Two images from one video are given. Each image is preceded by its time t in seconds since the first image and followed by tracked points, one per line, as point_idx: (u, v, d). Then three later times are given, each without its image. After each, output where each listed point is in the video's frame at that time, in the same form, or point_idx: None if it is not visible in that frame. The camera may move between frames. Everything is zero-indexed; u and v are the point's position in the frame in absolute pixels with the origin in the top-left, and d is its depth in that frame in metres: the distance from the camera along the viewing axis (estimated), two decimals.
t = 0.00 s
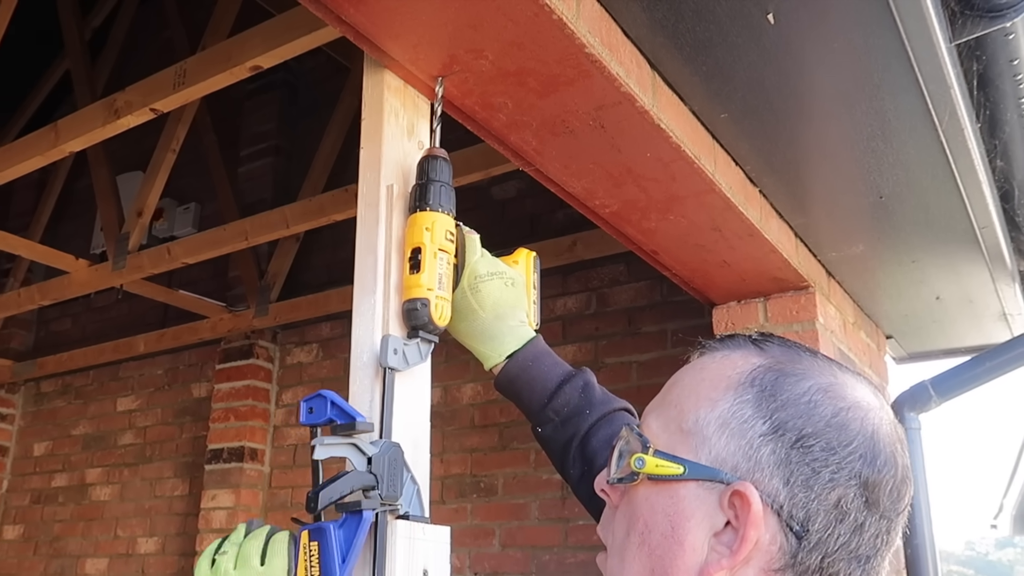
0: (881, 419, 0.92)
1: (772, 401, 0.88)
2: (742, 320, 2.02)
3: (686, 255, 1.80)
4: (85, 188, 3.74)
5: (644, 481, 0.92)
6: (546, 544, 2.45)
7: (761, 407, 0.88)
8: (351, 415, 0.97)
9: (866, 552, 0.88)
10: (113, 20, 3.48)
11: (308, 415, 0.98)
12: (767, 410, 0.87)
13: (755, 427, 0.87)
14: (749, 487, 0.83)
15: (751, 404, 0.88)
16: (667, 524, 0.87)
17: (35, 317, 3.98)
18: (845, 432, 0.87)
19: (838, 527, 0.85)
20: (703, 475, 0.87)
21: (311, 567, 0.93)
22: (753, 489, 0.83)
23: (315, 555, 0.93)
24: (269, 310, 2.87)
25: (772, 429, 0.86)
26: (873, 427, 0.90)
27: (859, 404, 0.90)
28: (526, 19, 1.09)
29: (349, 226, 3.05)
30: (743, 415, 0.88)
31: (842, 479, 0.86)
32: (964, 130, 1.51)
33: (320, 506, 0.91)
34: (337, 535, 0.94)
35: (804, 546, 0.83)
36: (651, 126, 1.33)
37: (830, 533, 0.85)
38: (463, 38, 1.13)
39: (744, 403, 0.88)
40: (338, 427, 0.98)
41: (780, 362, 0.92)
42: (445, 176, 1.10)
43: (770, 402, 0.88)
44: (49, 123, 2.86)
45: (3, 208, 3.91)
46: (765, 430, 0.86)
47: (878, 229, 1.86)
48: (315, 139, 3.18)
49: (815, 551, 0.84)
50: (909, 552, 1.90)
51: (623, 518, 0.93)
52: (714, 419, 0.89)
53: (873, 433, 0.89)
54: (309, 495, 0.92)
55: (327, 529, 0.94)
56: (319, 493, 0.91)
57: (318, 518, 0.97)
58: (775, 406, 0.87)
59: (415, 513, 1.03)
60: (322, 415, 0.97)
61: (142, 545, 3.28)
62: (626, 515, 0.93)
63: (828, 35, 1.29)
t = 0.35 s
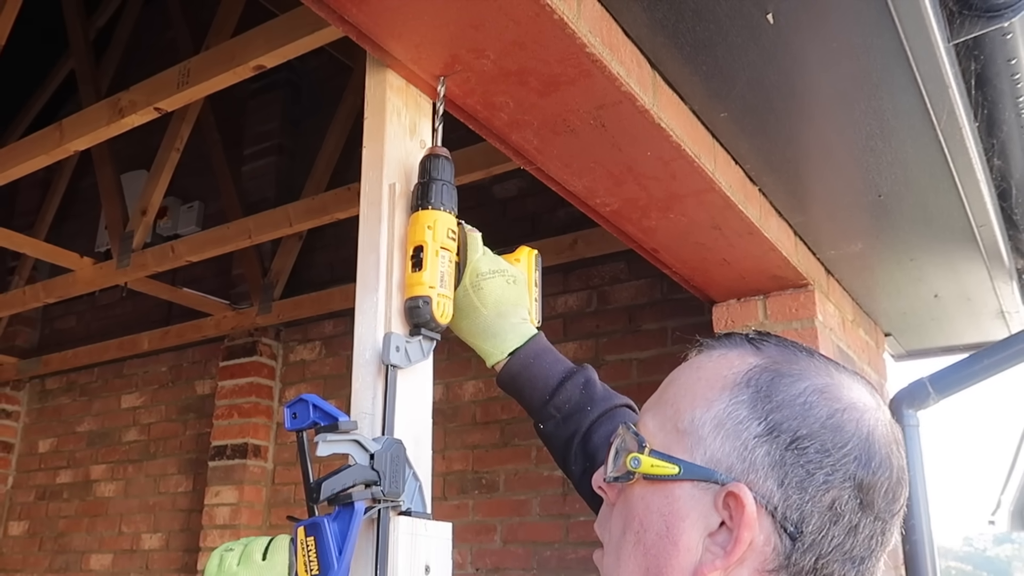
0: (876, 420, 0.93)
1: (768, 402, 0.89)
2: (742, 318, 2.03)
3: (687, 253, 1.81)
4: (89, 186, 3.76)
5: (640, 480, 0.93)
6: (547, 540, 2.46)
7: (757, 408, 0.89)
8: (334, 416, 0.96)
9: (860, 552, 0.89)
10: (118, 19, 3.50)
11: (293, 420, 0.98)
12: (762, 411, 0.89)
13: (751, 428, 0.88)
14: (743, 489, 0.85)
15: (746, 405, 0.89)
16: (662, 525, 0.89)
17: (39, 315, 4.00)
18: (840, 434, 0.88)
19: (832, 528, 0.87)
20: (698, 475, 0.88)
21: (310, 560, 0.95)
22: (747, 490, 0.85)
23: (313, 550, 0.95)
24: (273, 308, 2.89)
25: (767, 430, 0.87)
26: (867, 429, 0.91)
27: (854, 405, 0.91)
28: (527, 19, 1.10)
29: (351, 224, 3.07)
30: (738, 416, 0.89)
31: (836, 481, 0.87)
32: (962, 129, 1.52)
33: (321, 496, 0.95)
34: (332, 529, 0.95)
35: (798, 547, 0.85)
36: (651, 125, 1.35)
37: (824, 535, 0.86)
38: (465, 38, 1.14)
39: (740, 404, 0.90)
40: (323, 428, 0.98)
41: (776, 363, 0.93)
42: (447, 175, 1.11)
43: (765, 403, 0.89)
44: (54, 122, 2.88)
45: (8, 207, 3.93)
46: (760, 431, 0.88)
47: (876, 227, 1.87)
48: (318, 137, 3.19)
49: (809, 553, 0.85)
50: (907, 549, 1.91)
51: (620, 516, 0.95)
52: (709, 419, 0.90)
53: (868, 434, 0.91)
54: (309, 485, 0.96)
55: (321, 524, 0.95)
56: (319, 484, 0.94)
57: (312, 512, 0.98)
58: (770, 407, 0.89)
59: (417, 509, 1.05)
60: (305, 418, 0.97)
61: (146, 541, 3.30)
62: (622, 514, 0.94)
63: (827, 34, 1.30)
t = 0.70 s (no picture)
0: (874, 419, 0.95)
1: (766, 401, 0.90)
2: (741, 315, 2.05)
3: (687, 251, 1.83)
4: (94, 185, 3.78)
5: (639, 478, 0.95)
6: (548, 537, 2.48)
7: (755, 407, 0.90)
8: (337, 413, 0.97)
9: (857, 550, 0.91)
10: (122, 19, 3.51)
11: (296, 417, 0.99)
12: (761, 410, 0.90)
13: (749, 427, 0.89)
14: (741, 487, 0.86)
15: (744, 404, 0.91)
16: (661, 523, 0.90)
17: (44, 313, 4.01)
18: (838, 433, 0.90)
19: (830, 527, 0.88)
20: (696, 473, 0.89)
21: (315, 555, 0.96)
22: (745, 489, 0.86)
23: (317, 546, 0.96)
24: (276, 306, 2.90)
25: (766, 429, 0.89)
26: (865, 428, 0.92)
27: (852, 405, 0.93)
28: (528, 19, 1.11)
29: (354, 222, 3.08)
30: (737, 415, 0.90)
31: (834, 479, 0.88)
32: (960, 128, 1.53)
33: (324, 493, 0.95)
34: (336, 525, 0.96)
35: (796, 545, 0.86)
36: (651, 124, 1.36)
37: (822, 533, 0.87)
38: (466, 37, 1.15)
39: (738, 403, 0.91)
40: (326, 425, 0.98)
41: (774, 362, 0.94)
42: (449, 174, 1.13)
43: (764, 402, 0.90)
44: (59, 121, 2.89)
45: (13, 205, 3.95)
46: (758, 430, 0.89)
47: (875, 226, 1.88)
48: (321, 136, 3.21)
49: (807, 551, 0.86)
50: (905, 545, 1.93)
51: (619, 514, 0.96)
52: (708, 418, 0.92)
53: (865, 433, 0.92)
54: (311, 482, 0.97)
55: (326, 520, 0.96)
56: (322, 481, 0.95)
57: (317, 508, 0.99)
58: (769, 406, 0.90)
59: (420, 506, 1.06)
60: (308, 416, 0.98)
61: (150, 537, 3.32)
62: (621, 511, 0.96)
63: (827, 34, 1.32)
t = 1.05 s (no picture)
0: (874, 418, 0.96)
1: (767, 398, 0.92)
2: (741, 313, 2.06)
3: (687, 249, 1.84)
4: (98, 184, 3.80)
5: (639, 475, 0.96)
6: (549, 533, 2.49)
7: (756, 405, 0.91)
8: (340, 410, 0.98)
9: (855, 548, 0.92)
10: (126, 18, 3.53)
11: (300, 412, 1.00)
12: (761, 407, 0.91)
13: (750, 424, 0.90)
14: (741, 484, 0.87)
15: (745, 401, 0.92)
16: (661, 519, 0.91)
17: (49, 310, 4.03)
18: (837, 431, 0.91)
19: (828, 524, 0.89)
20: (697, 470, 0.91)
21: (312, 549, 0.98)
22: (745, 486, 0.87)
23: (315, 540, 0.98)
24: (279, 304, 2.92)
25: (766, 426, 0.90)
26: (864, 426, 0.94)
27: (852, 403, 0.94)
28: (529, 19, 1.12)
29: (357, 221, 3.10)
30: (738, 412, 0.92)
31: (833, 477, 0.89)
32: (958, 127, 1.54)
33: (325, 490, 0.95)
34: (334, 520, 0.97)
35: (796, 542, 0.87)
36: (652, 123, 1.37)
37: (821, 530, 0.88)
38: (468, 38, 1.17)
39: (739, 401, 0.92)
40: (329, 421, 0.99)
41: (775, 360, 0.96)
42: (450, 173, 1.14)
43: (764, 400, 0.91)
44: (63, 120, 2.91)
45: (18, 204, 3.97)
46: (758, 427, 0.90)
47: (875, 224, 1.89)
48: (324, 135, 3.22)
49: (806, 548, 0.87)
50: (904, 541, 1.95)
51: (620, 509, 0.98)
52: (709, 415, 0.93)
53: (865, 431, 0.93)
54: (314, 479, 0.96)
55: (324, 515, 0.97)
56: (324, 478, 0.95)
57: (317, 503, 1.00)
58: (769, 404, 0.91)
59: (422, 502, 1.08)
60: (311, 412, 0.99)
61: (154, 533, 3.34)
62: (622, 507, 0.98)
63: (826, 34, 1.33)
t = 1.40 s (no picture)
0: (873, 416, 0.97)
1: (768, 396, 0.93)
2: (741, 311, 2.07)
3: (687, 248, 1.85)
4: (102, 182, 3.81)
5: (640, 471, 0.97)
6: (550, 529, 2.51)
7: (757, 402, 0.93)
8: (338, 408, 1.00)
9: (854, 544, 0.93)
10: (130, 18, 3.55)
11: (299, 412, 1.02)
12: (762, 405, 0.92)
13: (750, 422, 0.92)
14: (742, 481, 0.88)
15: (746, 399, 0.93)
16: (661, 516, 0.93)
17: (54, 308, 4.05)
18: (837, 429, 0.92)
19: (828, 522, 0.90)
20: (697, 467, 0.92)
21: (319, 545, 0.99)
22: (745, 483, 0.88)
23: (321, 535, 0.99)
24: (282, 302, 2.93)
25: (767, 424, 0.91)
26: (864, 425, 0.95)
27: (852, 402, 0.95)
28: (530, 19, 1.14)
29: (359, 219, 3.11)
30: (739, 410, 0.93)
31: (832, 475, 0.91)
32: (957, 127, 1.56)
33: (329, 484, 0.98)
34: (339, 516, 0.99)
35: (795, 539, 0.88)
36: (652, 122, 1.38)
37: (820, 528, 0.90)
38: (470, 37, 1.18)
39: (740, 398, 0.93)
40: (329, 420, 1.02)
41: (776, 358, 0.97)
42: (452, 171, 1.15)
43: (765, 398, 0.93)
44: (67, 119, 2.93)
45: (23, 202, 3.99)
46: (759, 426, 0.91)
47: (874, 222, 1.91)
48: (327, 134, 3.24)
49: (805, 545, 0.89)
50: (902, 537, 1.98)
51: (621, 505, 0.99)
52: (710, 412, 0.94)
53: (864, 430, 0.95)
54: (316, 474, 1.00)
55: (329, 511, 0.98)
56: (327, 472, 0.98)
57: (321, 499, 1.02)
58: (770, 402, 0.92)
59: (424, 498, 1.09)
60: (311, 411, 1.01)
61: (158, 529, 3.36)
62: (623, 503, 0.99)
63: (825, 33, 1.34)
